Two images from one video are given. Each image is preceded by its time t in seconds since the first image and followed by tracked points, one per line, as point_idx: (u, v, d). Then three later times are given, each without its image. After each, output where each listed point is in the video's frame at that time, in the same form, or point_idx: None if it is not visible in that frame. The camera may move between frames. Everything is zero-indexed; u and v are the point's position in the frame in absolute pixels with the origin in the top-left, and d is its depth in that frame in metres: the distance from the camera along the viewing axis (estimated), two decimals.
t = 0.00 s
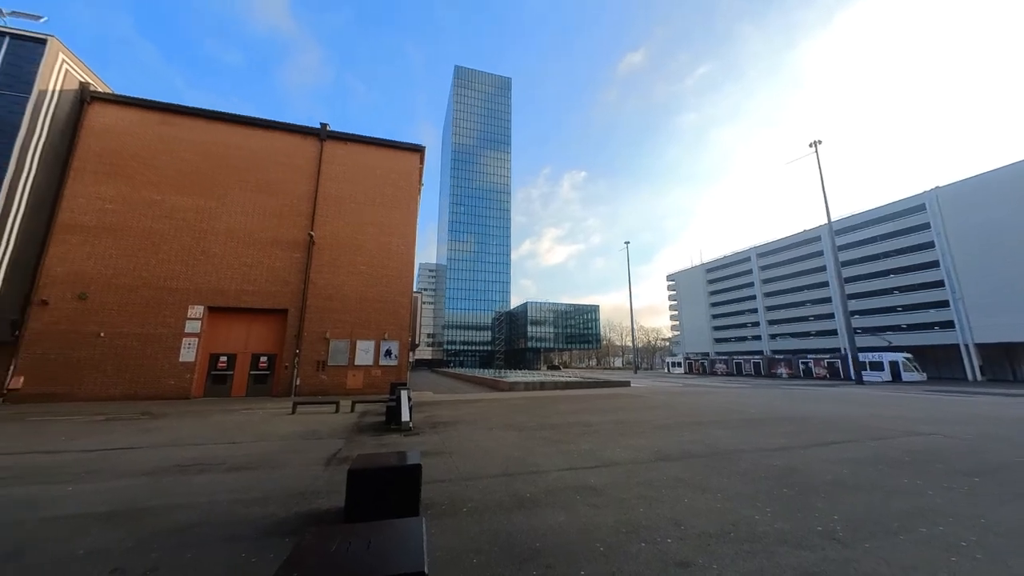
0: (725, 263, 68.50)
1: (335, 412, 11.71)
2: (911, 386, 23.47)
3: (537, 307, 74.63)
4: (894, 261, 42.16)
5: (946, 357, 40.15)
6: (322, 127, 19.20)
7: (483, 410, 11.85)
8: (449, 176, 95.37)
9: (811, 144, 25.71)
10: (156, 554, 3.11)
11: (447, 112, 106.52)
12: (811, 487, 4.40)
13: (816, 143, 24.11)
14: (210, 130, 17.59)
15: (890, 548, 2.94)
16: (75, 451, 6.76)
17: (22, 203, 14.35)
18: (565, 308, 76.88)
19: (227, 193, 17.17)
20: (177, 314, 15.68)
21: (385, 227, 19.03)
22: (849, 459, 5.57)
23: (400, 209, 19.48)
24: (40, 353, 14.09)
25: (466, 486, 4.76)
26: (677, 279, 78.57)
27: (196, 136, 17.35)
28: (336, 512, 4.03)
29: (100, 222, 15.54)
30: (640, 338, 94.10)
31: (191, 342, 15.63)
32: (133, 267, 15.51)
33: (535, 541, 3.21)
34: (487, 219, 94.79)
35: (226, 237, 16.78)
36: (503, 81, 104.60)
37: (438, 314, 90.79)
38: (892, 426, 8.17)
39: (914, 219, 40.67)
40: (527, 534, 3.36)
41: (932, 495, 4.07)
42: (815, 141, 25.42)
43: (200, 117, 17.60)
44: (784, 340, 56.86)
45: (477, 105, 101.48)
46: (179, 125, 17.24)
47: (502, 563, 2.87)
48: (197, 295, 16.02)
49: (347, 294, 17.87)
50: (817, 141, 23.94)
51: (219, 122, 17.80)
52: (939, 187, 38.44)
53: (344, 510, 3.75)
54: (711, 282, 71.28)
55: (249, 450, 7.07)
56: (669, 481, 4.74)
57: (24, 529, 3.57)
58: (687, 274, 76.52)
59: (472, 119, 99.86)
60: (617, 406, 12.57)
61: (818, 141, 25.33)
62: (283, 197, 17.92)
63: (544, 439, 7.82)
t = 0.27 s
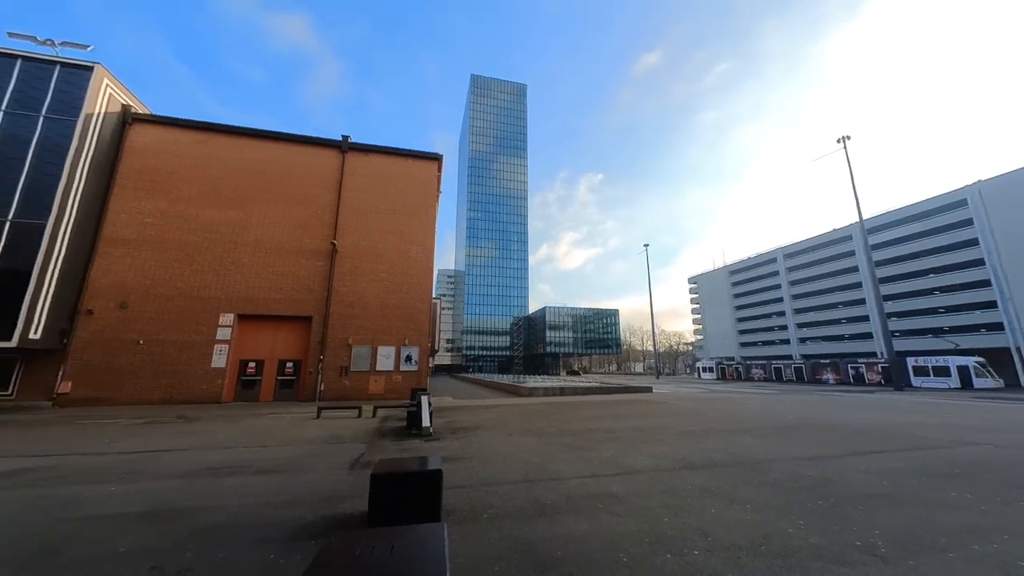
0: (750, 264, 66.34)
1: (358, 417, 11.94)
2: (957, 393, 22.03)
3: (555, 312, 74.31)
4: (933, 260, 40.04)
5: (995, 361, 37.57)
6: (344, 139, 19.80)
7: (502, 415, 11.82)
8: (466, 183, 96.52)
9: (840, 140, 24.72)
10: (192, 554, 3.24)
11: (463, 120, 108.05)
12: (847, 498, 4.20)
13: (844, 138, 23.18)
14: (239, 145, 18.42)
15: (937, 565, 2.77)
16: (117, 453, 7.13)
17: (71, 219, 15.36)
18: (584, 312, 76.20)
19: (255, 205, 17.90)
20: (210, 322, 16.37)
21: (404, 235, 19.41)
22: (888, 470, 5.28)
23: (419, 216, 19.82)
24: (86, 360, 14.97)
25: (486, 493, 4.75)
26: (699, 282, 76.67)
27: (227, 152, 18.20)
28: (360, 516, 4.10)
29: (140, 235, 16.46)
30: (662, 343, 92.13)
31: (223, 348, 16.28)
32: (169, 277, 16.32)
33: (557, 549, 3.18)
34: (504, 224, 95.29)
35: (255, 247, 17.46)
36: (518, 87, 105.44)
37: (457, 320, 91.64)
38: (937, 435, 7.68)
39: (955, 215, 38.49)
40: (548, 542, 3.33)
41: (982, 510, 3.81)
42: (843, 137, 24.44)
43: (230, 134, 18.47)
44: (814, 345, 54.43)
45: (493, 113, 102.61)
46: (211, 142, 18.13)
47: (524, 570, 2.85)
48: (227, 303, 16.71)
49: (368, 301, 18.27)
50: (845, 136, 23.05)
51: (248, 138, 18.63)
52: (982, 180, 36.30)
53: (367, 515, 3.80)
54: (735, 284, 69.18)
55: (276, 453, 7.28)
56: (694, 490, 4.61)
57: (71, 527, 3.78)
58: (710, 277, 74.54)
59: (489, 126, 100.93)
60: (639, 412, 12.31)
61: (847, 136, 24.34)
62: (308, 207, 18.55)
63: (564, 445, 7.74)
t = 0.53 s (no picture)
0: (779, 265, 63.94)
1: (383, 422, 12.13)
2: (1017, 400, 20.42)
3: (577, 317, 73.69)
4: (984, 257, 37.63)
5: None
6: (367, 151, 20.42)
7: (525, 421, 11.76)
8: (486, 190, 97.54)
9: (875, 133, 23.61)
10: (227, 555, 3.36)
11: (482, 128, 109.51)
12: (893, 513, 3.94)
13: (879, 132, 22.13)
14: (270, 161, 19.30)
15: None
16: (160, 455, 7.52)
17: (119, 235, 16.47)
18: (606, 317, 75.20)
19: (284, 217, 18.67)
20: (243, 330, 17.11)
21: (426, 243, 19.76)
22: (939, 483, 4.92)
23: (440, 224, 20.15)
24: (132, 367, 15.91)
25: (510, 500, 4.72)
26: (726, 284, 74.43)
27: (258, 167, 19.10)
28: (386, 521, 4.16)
29: (180, 248, 17.44)
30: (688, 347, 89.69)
31: (255, 355, 16.96)
32: (206, 288, 17.19)
33: (582, 560, 3.12)
34: (524, 230, 95.57)
35: (284, 257, 18.17)
36: (535, 93, 106.03)
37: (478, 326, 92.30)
38: (994, 446, 7.12)
39: (1008, 209, 36.02)
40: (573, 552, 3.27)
41: None
42: (879, 130, 23.33)
43: (262, 150, 19.39)
44: (852, 349, 52.42)
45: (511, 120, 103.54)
46: (244, 158, 19.08)
47: None
48: (259, 312, 17.43)
49: (392, 308, 18.65)
50: (882, 129, 21.96)
51: (278, 153, 19.49)
52: None
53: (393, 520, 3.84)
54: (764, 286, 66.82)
55: (306, 458, 7.49)
56: (726, 501, 4.43)
57: (118, 526, 4.00)
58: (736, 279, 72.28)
59: (507, 133, 101.85)
60: (665, 419, 11.99)
61: (882, 129, 23.22)
62: (334, 218, 19.19)
63: (588, 452, 7.62)
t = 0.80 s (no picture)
0: (816, 265, 60.94)
1: (410, 428, 12.33)
2: None
3: (601, 321, 72.64)
4: None
5: None
6: (391, 163, 21.02)
7: (550, 428, 11.64)
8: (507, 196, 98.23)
9: (919, 123, 22.23)
10: (265, 555, 3.49)
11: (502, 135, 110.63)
12: (953, 531, 3.64)
13: (923, 121, 20.86)
14: (300, 175, 20.18)
15: None
16: (203, 458, 7.93)
17: (166, 250, 17.63)
18: (631, 321, 73.78)
19: (314, 229, 19.43)
20: (277, 338, 17.85)
21: (449, 250, 20.07)
22: (1006, 499, 4.52)
23: (462, 231, 20.42)
24: (177, 374, 16.88)
25: (537, 508, 4.67)
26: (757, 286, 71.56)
27: (290, 182, 20.01)
28: (414, 526, 4.21)
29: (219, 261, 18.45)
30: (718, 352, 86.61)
31: (289, 362, 17.64)
32: (243, 298, 18.07)
33: (613, 571, 3.05)
34: (545, 235, 95.47)
35: (315, 268, 18.89)
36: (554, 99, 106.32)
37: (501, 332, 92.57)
38: None
39: None
40: (603, 563, 3.20)
41: None
42: (923, 120, 21.97)
43: (293, 166, 20.32)
44: (900, 352, 49.00)
45: (531, 126, 104.14)
46: (277, 174, 20.04)
47: None
48: (292, 320, 18.15)
49: (417, 315, 18.99)
50: (926, 118, 20.67)
51: (308, 168, 20.37)
52: None
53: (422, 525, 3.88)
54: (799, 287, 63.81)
55: (336, 462, 7.69)
56: (764, 514, 4.22)
57: (167, 525, 4.23)
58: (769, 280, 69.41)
59: (527, 140, 102.46)
60: (696, 427, 11.58)
61: (927, 119, 21.87)
62: (360, 228, 19.81)
63: (616, 460, 7.45)
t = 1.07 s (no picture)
0: (860, 263, 57.35)
1: (439, 434, 12.45)
2: None
3: (629, 326, 71.15)
4: None
5: None
6: (417, 174, 21.54)
7: (579, 435, 11.44)
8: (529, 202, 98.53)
9: (974, 106, 20.57)
10: (302, 557, 3.58)
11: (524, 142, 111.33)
12: None
13: (979, 105, 19.35)
14: (331, 189, 21.03)
15: None
16: (245, 461, 8.30)
17: (211, 264, 18.76)
18: (660, 326, 71.84)
19: (345, 240, 20.16)
20: (312, 346, 18.55)
21: (474, 257, 20.29)
22: None
23: (487, 238, 20.62)
24: (221, 381, 17.83)
25: (569, 517, 4.58)
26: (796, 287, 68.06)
27: (322, 196, 20.90)
28: (446, 533, 4.21)
29: (258, 273, 19.45)
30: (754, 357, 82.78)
31: (323, 369, 18.27)
32: (280, 308, 18.93)
33: None
34: (569, 240, 94.85)
35: (346, 278, 19.56)
36: (575, 103, 106.12)
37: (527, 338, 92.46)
38: None
39: None
40: None
41: None
42: (979, 103, 20.34)
43: (325, 181, 21.21)
44: (960, 356, 44.99)
45: (553, 132, 104.21)
46: (310, 189, 20.99)
47: None
48: (325, 329, 18.82)
49: (443, 322, 19.25)
50: (982, 101, 19.17)
51: (338, 182, 21.20)
52: None
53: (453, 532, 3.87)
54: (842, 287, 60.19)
55: (368, 467, 7.85)
56: (814, 529, 3.95)
57: (213, 525, 4.45)
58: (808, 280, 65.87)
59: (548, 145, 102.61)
60: (734, 435, 11.05)
61: (983, 102, 20.23)
62: (388, 238, 20.38)
63: (649, 469, 7.21)
